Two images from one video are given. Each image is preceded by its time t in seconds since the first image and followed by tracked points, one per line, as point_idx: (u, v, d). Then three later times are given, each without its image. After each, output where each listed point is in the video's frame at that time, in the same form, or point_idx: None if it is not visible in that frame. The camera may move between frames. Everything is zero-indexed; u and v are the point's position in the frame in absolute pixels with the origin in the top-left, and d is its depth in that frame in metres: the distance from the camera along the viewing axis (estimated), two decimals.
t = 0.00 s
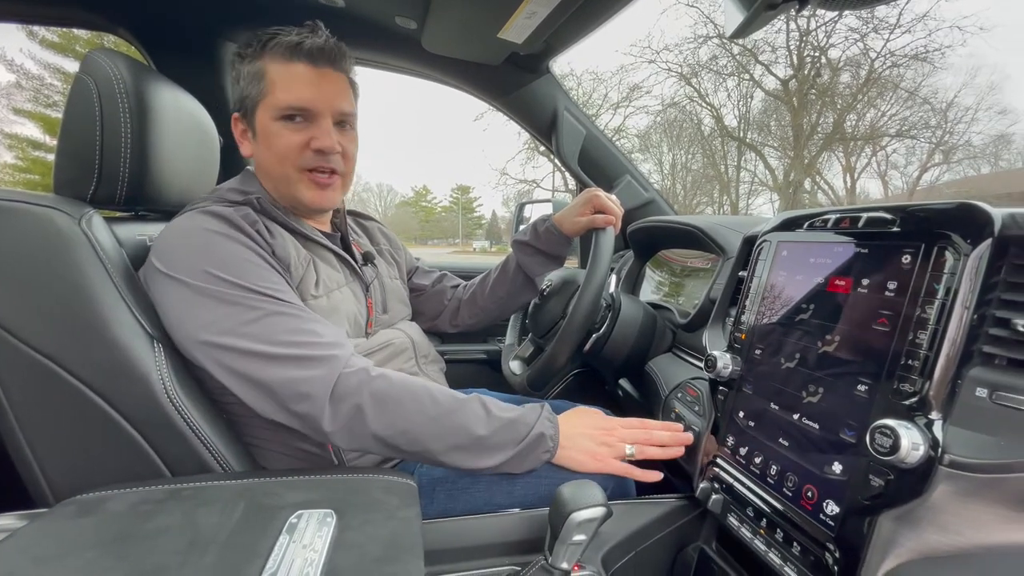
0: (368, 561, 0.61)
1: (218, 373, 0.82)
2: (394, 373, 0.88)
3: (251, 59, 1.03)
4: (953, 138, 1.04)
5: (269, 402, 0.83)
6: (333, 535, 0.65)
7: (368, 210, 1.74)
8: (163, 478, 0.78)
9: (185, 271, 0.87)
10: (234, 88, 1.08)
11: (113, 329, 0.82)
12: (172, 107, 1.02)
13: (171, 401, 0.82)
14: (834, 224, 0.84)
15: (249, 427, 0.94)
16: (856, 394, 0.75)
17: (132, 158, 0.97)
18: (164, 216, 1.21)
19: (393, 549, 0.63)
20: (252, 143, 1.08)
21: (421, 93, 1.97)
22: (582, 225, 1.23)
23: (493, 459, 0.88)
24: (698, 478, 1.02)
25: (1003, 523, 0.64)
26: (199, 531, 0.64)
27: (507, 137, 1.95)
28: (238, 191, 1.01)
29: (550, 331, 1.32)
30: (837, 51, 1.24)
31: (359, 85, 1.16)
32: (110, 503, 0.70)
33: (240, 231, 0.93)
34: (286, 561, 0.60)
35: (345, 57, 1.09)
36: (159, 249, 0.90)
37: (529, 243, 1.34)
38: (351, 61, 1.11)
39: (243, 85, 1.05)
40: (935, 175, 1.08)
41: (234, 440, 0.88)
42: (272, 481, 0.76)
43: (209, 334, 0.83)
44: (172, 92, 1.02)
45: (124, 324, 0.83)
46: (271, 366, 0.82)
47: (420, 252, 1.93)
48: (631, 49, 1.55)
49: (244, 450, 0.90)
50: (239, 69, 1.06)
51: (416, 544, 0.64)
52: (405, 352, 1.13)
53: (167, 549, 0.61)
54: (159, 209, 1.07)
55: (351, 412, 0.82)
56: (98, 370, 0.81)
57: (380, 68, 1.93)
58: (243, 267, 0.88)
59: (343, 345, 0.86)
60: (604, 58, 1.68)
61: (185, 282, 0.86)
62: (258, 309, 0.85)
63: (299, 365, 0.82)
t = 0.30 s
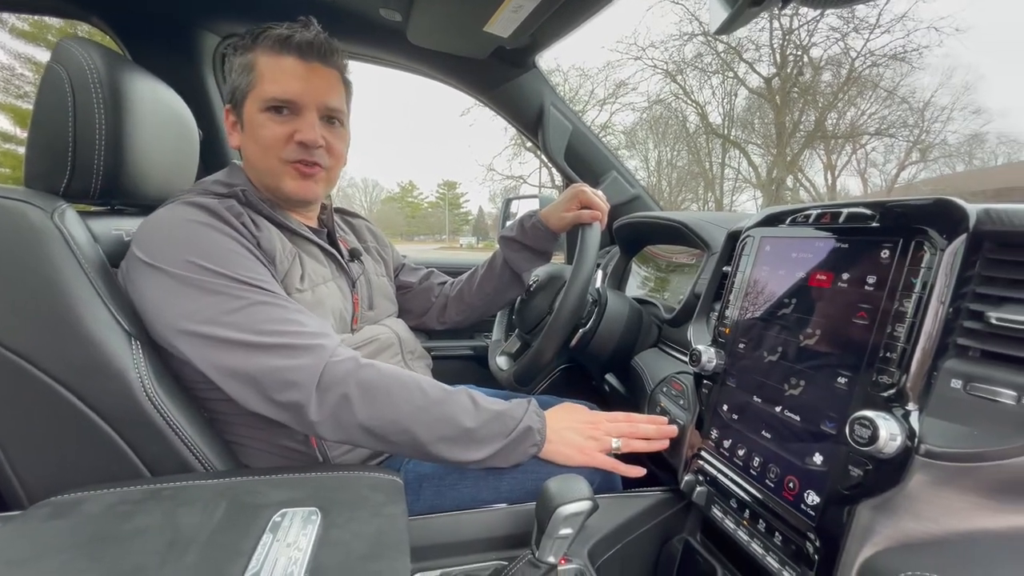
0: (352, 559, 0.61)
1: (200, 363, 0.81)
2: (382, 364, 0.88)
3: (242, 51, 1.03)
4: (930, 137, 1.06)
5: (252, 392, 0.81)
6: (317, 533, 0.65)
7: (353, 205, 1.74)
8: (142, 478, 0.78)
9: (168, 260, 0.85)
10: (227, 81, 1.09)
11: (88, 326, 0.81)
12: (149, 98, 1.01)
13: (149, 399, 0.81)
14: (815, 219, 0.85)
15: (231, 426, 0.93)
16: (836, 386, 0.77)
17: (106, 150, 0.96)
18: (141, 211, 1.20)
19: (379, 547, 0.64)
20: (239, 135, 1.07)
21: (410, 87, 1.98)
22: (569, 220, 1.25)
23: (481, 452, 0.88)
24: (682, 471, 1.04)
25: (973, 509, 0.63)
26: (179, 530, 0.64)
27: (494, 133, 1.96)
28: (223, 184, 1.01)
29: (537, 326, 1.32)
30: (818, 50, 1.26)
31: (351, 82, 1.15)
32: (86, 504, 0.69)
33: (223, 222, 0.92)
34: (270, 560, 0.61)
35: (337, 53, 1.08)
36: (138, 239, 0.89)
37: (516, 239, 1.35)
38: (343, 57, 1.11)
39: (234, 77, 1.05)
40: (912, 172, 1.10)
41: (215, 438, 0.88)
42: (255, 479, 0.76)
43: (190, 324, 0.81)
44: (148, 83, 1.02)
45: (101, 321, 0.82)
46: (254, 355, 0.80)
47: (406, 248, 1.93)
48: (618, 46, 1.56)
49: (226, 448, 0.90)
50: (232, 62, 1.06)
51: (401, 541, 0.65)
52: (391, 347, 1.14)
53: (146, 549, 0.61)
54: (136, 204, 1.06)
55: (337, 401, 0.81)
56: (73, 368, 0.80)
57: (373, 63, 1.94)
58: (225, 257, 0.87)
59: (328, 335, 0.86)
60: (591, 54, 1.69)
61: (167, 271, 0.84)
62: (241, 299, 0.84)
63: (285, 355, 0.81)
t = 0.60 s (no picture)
0: (322, 558, 0.61)
1: (161, 360, 0.78)
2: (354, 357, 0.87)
3: (206, 34, 1.00)
4: (896, 136, 1.10)
5: (217, 389, 0.79)
6: (286, 534, 0.64)
7: (329, 198, 1.72)
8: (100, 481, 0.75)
9: (127, 252, 0.82)
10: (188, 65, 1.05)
11: (37, 320, 0.76)
12: (103, 80, 0.98)
13: (107, 398, 0.77)
14: (789, 211, 0.86)
15: (195, 424, 0.91)
16: (808, 375, 0.78)
17: (57, 135, 0.92)
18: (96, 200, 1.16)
19: (350, 545, 0.63)
20: (204, 121, 1.04)
21: (384, 75, 1.96)
22: (546, 212, 1.25)
23: (458, 447, 0.88)
24: (659, 462, 1.04)
25: (943, 496, 0.66)
26: (138, 534, 0.62)
27: (473, 126, 1.95)
28: (186, 173, 0.98)
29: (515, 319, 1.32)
30: (791, 48, 1.32)
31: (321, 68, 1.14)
32: (38, 509, 0.67)
33: (186, 212, 0.89)
34: (235, 562, 0.59)
35: (306, 37, 1.06)
36: (92, 230, 0.86)
37: (494, 231, 1.34)
38: (312, 42, 1.09)
39: (197, 61, 1.02)
40: (879, 170, 1.13)
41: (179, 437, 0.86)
42: (220, 479, 0.74)
43: (152, 318, 0.79)
44: (103, 65, 0.99)
45: (52, 315, 0.77)
46: (220, 349, 0.78)
47: (383, 242, 1.90)
48: (596, 41, 1.56)
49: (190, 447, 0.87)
50: (195, 45, 1.03)
51: (374, 538, 0.65)
52: (366, 341, 1.13)
53: (103, 554, 0.59)
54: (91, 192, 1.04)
55: (307, 396, 0.80)
56: (19, 364, 0.75)
57: (345, 50, 1.90)
58: (187, 248, 0.84)
59: (298, 328, 0.84)
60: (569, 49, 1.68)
61: (126, 263, 0.82)
62: (207, 292, 0.81)
63: (254, 349, 0.79)
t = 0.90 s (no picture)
0: (274, 569, 0.55)
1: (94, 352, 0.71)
2: (314, 348, 0.81)
3: None
4: (858, 134, 1.08)
5: (158, 383, 0.72)
6: (233, 544, 0.59)
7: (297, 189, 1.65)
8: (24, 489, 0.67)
9: (54, 231, 0.74)
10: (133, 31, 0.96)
11: None
12: (25, 42, 0.90)
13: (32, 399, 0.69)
14: (774, 192, 0.82)
15: (140, 424, 0.84)
16: (795, 361, 0.74)
17: None
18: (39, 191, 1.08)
19: (306, 551, 0.58)
20: (153, 94, 0.96)
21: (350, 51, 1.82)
22: (522, 197, 1.20)
23: (429, 443, 0.83)
24: (638, 454, 1.01)
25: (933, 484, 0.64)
26: (62, 551, 0.56)
27: (446, 116, 1.85)
28: (124, 145, 0.90)
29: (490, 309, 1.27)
30: (759, 46, 1.38)
31: (282, 40, 1.07)
32: None
33: (128, 190, 0.82)
34: None
35: (267, 7, 1.00)
36: (19, 205, 0.76)
37: (466, 217, 1.28)
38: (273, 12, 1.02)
39: (145, 28, 0.94)
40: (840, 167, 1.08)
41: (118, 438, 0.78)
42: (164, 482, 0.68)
43: (84, 305, 0.71)
44: (26, 27, 0.91)
45: None
46: (163, 340, 0.72)
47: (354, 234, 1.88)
48: (570, 34, 1.56)
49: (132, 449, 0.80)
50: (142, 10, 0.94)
51: (335, 542, 0.60)
52: (331, 333, 1.07)
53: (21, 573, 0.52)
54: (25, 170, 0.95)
55: (262, 391, 0.74)
56: None
57: (310, 23, 1.76)
58: (126, 228, 0.77)
59: (251, 317, 0.78)
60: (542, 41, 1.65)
61: (52, 244, 0.73)
62: (148, 277, 0.74)
63: (201, 340, 0.72)
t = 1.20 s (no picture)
0: None
1: None
2: (257, 335, 0.72)
3: None
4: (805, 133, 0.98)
5: (68, 374, 0.62)
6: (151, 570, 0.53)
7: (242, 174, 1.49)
8: None
9: None
10: None
11: None
12: None
13: None
14: (765, 162, 0.76)
15: (52, 424, 0.73)
16: (791, 340, 0.69)
17: None
18: None
19: None
20: (71, 41, 0.83)
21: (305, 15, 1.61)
22: (493, 170, 1.11)
23: (394, 439, 0.75)
24: (617, 444, 0.94)
25: (940, 467, 0.60)
26: None
27: (404, 104, 1.71)
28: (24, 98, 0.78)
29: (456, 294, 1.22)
30: (716, 43, 1.27)
31: None
32: None
33: (35, 153, 0.71)
34: None
35: None
36: None
37: (431, 192, 1.18)
38: None
39: None
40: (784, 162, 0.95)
41: (23, 441, 0.67)
42: (76, 491, 0.58)
43: None
44: None
45: None
46: (75, 325, 0.62)
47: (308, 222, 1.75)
48: (531, 22, 1.48)
49: (40, 455, 0.69)
50: None
51: (280, 561, 0.56)
52: (278, 318, 0.97)
53: None
54: None
55: (195, 383, 0.65)
56: None
57: None
58: (31, 194, 0.66)
59: (180, 300, 0.68)
60: (505, 31, 1.58)
61: None
62: (55, 250, 0.64)
63: (121, 326, 0.63)
